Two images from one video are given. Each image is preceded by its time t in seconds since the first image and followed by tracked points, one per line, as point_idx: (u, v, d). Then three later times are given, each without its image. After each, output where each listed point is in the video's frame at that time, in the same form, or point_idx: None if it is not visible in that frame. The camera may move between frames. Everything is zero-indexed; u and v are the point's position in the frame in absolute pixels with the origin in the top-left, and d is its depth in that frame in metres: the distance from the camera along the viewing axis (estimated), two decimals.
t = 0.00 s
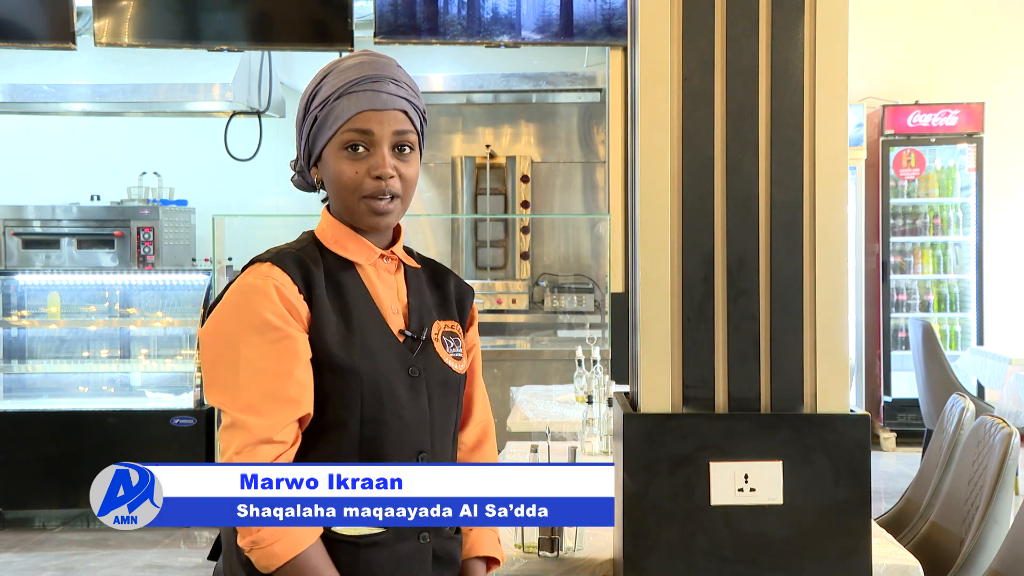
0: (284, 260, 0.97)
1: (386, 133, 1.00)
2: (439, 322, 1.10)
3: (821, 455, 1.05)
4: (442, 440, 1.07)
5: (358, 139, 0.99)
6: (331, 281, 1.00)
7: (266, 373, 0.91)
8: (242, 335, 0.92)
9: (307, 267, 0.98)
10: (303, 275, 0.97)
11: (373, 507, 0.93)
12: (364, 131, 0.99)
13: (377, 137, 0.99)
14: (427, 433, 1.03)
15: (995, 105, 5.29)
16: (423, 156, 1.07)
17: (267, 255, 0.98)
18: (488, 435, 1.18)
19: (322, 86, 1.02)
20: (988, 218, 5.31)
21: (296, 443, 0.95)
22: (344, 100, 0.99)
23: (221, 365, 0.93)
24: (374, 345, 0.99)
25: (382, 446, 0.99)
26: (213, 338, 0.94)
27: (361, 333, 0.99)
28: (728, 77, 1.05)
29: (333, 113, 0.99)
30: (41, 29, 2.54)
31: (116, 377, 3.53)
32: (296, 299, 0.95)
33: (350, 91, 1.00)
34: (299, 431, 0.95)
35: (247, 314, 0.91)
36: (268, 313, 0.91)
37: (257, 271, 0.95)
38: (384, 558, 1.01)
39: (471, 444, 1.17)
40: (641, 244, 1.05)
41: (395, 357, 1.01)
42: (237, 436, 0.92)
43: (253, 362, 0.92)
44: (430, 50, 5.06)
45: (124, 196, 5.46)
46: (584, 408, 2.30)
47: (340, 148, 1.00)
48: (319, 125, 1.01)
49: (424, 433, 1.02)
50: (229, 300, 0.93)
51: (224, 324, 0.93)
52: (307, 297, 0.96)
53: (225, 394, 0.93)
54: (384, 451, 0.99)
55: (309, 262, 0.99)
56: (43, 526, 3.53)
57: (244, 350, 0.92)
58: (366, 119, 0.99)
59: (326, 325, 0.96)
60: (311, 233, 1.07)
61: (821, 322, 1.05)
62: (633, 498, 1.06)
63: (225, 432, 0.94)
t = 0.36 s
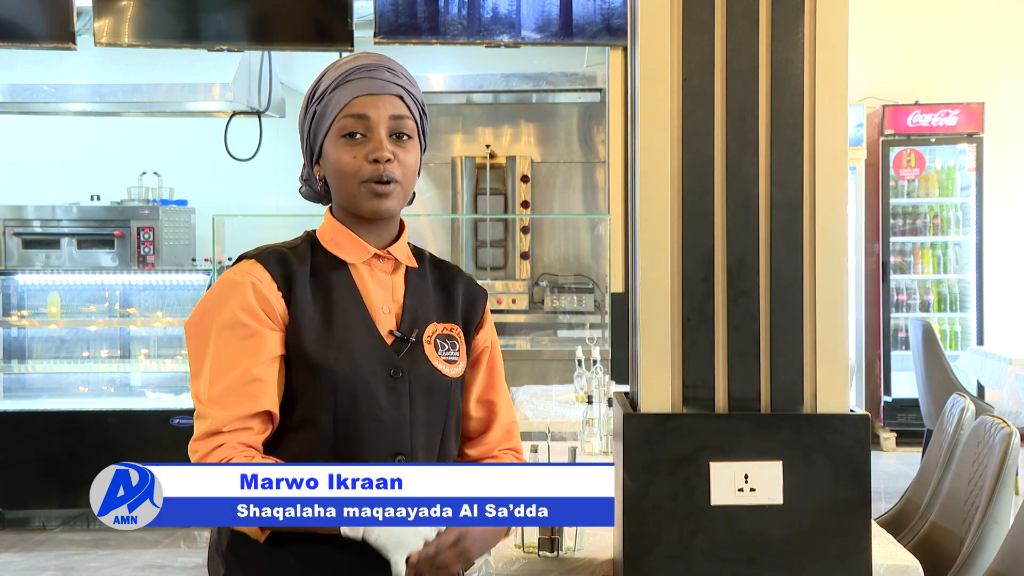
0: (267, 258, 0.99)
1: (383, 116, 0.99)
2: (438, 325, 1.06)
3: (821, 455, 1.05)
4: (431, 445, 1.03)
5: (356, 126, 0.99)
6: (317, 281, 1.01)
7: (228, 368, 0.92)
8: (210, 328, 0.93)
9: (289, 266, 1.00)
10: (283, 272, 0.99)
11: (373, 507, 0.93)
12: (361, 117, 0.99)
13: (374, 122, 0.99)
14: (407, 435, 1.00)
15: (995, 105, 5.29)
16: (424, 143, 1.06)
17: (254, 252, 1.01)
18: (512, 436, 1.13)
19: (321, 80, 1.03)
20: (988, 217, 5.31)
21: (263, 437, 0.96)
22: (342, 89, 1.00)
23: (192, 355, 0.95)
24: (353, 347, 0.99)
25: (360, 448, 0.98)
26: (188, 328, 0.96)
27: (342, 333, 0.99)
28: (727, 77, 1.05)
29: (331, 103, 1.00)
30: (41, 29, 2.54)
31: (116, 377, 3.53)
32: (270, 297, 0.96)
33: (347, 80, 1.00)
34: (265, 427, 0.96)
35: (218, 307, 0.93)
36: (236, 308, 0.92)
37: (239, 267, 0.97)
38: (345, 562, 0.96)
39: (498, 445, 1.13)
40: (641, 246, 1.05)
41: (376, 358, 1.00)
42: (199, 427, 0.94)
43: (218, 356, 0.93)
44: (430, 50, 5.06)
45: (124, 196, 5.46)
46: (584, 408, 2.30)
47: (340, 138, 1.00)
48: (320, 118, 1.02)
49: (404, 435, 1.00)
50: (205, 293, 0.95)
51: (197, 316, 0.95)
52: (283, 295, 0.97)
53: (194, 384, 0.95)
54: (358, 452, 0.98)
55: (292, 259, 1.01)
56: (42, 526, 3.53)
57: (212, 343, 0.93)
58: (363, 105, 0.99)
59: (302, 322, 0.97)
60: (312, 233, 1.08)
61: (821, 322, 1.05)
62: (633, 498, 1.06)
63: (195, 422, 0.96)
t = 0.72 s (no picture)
0: (267, 257, 0.98)
1: (377, 121, 0.99)
2: (435, 322, 1.06)
3: (820, 455, 1.05)
4: (432, 439, 1.02)
5: (349, 129, 0.99)
6: (316, 278, 1.01)
7: (232, 365, 0.91)
8: (213, 328, 0.93)
9: (287, 263, 0.98)
10: (282, 270, 0.98)
11: (373, 507, 0.93)
12: (355, 120, 0.99)
13: (367, 126, 0.99)
14: (409, 429, 0.99)
15: (995, 105, 5.29)
16: (418, 148, 1.06)
17: (252, 252, 1.00)
18: (504, 433, 1.13)
19: (318, 80, 1.03)
20: (988, 217, 5.31)
21: (268, 435, 0.94)
22: (337, 91, 1.00)
23: (196, 357, 0.94)
24: (355, 342, 0.98)
25: (362, 445, 0.97)
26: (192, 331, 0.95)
27: (343, 329, 0.98)
28: (727, 78, 1.05)
29: (326, 105, 1.00)
30: (41, 29, 2.54)
31: (116, 377, 3.53)
32: (272, 292, 0.95)
33: (343, 83, 1.00)
34: (270, 424, 0.95)
35: (219, 306, 0.92)
36: (237, 305, 0.92)
37: (240, 266, 0.96)
38: (363, 553, 0.98)
39: (490, 444, 1.12)
40: (641, 247, 1.05)
41: (378, 353, 0.99)
42: (206, 428, 0.92)
43: (222, 354, 0.92)
44: (430, 50, 5.06)
45: (124, 196, 5.46)
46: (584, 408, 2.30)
47: (333, 140, 1.00)
48: (314, 119, 1.02)
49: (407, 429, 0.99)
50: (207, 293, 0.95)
51: (199, 317, 0.94)
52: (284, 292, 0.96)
53: (200, 387, 0.94)
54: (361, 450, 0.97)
55: (289, 258, 1.00)
56: (43, 526, 3.53)
57: (215, 342, 0.93)
58: (358, 108, 0.99)
59: (303, 318, 0.96)
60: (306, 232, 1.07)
61: (821, 322, 1.05)
62: (632, 498, 1.06)
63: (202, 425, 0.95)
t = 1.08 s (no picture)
0: (274, 260, 0.95)
1: (379, 135, 1.00)
2: (433, 320, 1.08)
3: (820, 455, 1.05)
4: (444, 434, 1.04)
5: (350, 141, 0.99)
6: (323, 279, 0.99)
7: (259, 372, 0.89)
8: (234, 335, 0.90)
9: (296, 265, 0.96)
10: (294, 273, 0.95)
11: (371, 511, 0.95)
12: (356, 132, 0.99)
13: (369, 139, 0.99)
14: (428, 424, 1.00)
15: (995, 104, 5.29)
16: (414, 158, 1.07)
17: (258, 256, 0.97)
18: (488, 429, 1.16)
19: (318, 84, 1.02)
20: (988, 217, 5.31)
21: (300, 442, 0.91)
22: (339, 100, 0.99)
23: (215, 367, 0.91)
24: (370, 340, 0.97)
25: (386, 442, 0.96)
26: (207, 340, 0.92)
27: (357, 329, 0.97)
28: (727, 77, 1.05)
29: (326, 112, 0.99)
30: (41, 29, 2.54)
31: (116, 377, 3.53)
32: (288, 295, 0.93)
33: (344, 92, 0.99)
34: (301, 430, 0.91)
35: (239, 314, 0.90)
36: (260, 310, 0.89)
37: (252, 269, 0.93)
38: (394, 551, 0.98)
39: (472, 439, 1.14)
40: (641, 248, 1.05)
41: (392, 351, 0.99)
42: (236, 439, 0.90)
43: (246, 361, 0.90)
44: (430, 50, 5.06)
45: (124, 196, 5.46)
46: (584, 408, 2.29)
47: (333, 149, 0.99)
48: (312, 124, 1.01)
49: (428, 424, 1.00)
50: (221, 300, 0.92)
51: (216, 326, 0.91)
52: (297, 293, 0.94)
53: (222, 398, 0.91)
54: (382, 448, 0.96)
55: (300, 261, 0.97)
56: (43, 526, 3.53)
57: (237, 349, 0.90)
58: (360, 121, 0.99)
59: (320, 318, 0.94)
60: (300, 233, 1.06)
61: (821, 322, 1.05)
62: (632, 498, 1.06)
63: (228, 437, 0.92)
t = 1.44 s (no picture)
0: (284, 262, 0.94)
1: (372, 135, 1.00)
2: (430, 321, 1.09)
3: (820, 455, 1.05)
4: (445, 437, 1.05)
5: (344, 143, 0.99)
6: (331, 281, 0.98)
7: (272, 376, 0.88)
8: (246, 338, 0.89)
9: (305, 268, 0.95)
10: (304, 276, 0.95)
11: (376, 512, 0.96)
12: (350, 134, 0.99)
13: (363, 140, 0.99)
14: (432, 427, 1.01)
15: (995, 104, 5.28)
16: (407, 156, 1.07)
17: (267, 257, 0.96)
18: (477, 429, 1.16)
19: (307, 88, 1.01)
20: (988, 216, 5.31)
21: (308, 446, 0.91)
22: (330, 103, 0.99)
23: (224, 370, 0.90)
24: (377, 343, 0.97)
25: (394, 446, 0.96)
26: (216, 342, 0.91)
27: (365, 332, 0.97)
28: (728, 77, 1.05)
29: (318, 116, 0.99)
30: (41, 29, 2.54)
31: (116, 377, 3.53)
32: (302, 300, 0.92)
33: (334, 94, 0.99)
34: (310, 434, 0.91)
35: (252, 316, 0.89)
36: (274, 314, 0.88)
37: (262, 271, 0.92)
38: (403, 553, 0.98)
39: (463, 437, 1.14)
40: (641, 248, 1.05)
41: (398, 354, 0.99)
42: (245, 443, 0.88)
43: (259, 365, 0.88)
44: (430, 50, 5.06)
45: (124, 195, 5.46)
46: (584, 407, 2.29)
47: (328, 153, 0.99)
48: (304, 129, 1.00)
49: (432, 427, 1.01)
50: (231, 302, 0.91)
51: (227, 328, 0.90)
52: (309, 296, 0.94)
53: (230, 401, 0.90)
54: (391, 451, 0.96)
55: (309, 263, 0.97)
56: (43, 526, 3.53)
57: (248, 352, 0.89)
58: (353, 123, 0.99)
59: (330, 321, 0.94)
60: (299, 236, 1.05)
61: (821, 321, 1.05)
62: (632, 498, 1.06)
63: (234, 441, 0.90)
